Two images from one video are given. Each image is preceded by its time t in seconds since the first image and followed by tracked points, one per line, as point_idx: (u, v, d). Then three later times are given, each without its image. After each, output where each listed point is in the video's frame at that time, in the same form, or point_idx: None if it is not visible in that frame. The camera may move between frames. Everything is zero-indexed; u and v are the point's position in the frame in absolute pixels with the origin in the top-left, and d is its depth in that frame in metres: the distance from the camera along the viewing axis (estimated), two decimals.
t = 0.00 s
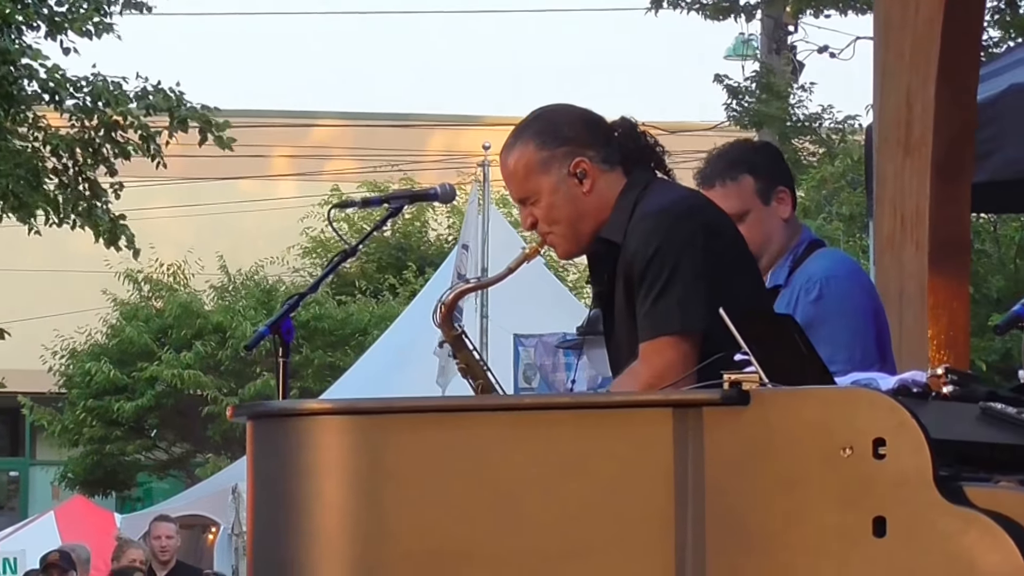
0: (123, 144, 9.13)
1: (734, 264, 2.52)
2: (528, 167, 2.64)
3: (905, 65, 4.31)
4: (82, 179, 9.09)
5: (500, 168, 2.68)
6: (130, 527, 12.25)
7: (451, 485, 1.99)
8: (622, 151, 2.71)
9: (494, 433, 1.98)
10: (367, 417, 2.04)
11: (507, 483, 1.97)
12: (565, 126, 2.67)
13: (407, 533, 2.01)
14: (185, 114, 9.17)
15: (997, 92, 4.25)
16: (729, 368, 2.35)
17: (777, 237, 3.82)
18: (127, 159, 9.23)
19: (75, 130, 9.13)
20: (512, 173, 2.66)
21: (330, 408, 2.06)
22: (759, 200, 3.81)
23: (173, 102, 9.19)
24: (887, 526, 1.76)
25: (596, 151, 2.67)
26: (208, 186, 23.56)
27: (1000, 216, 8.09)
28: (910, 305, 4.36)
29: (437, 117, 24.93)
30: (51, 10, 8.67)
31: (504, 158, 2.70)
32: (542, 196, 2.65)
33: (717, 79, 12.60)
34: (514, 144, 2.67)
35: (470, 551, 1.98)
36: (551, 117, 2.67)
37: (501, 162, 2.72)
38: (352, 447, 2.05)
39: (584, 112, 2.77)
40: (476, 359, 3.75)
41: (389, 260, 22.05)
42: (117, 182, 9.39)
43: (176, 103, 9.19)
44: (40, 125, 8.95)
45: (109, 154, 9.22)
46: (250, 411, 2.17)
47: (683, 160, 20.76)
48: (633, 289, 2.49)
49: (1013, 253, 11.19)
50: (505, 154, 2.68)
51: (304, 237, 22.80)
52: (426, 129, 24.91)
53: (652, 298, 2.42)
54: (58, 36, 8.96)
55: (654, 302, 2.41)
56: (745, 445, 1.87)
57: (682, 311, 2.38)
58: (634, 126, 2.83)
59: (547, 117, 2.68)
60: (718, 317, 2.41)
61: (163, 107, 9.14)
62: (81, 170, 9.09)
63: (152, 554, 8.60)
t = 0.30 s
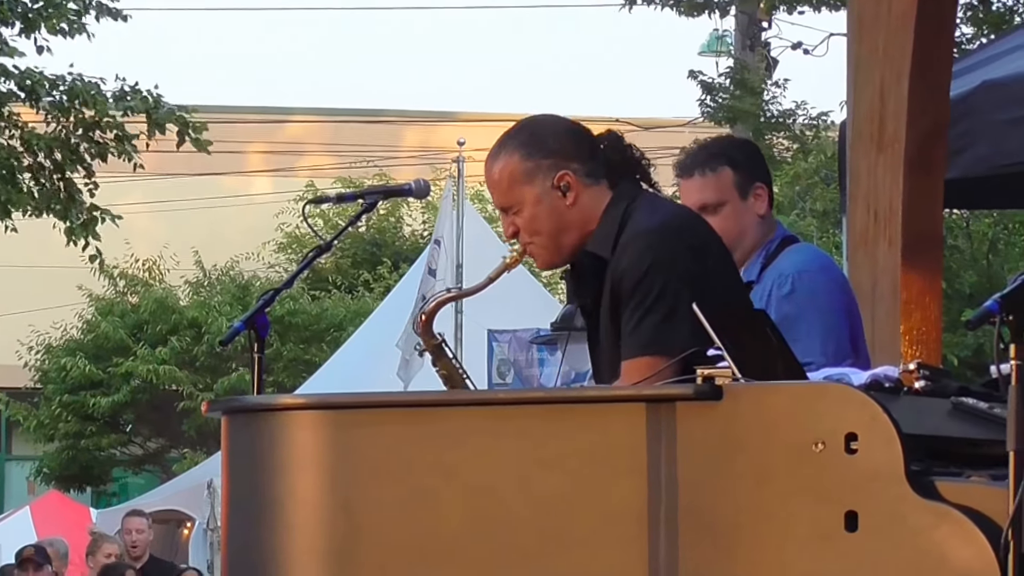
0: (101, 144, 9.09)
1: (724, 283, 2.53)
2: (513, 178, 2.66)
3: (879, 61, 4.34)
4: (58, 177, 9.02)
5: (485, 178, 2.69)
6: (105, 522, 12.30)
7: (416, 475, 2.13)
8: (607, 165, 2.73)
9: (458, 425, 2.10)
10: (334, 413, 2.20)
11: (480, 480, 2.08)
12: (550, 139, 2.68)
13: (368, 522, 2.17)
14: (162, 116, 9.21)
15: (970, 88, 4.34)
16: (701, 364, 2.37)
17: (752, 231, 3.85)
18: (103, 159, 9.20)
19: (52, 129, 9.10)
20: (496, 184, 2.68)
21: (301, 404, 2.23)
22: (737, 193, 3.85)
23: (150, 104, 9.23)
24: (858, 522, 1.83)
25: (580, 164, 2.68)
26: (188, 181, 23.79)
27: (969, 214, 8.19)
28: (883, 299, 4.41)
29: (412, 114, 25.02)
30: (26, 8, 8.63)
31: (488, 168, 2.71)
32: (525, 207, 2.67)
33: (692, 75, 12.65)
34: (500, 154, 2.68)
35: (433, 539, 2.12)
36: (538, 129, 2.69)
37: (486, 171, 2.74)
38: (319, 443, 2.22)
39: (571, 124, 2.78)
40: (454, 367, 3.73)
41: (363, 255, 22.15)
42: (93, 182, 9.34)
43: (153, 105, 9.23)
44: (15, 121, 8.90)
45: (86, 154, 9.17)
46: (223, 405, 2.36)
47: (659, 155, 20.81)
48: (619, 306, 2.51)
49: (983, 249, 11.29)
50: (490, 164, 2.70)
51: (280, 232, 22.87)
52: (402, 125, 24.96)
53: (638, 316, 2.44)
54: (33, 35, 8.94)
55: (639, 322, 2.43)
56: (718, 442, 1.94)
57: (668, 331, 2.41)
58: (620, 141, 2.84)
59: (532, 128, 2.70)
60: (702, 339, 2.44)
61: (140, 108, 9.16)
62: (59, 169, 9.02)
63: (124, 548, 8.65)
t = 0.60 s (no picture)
0: (77, 146, 9.06)
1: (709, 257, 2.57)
2: (498, 139, 2.67)
3: (854, 57, 4.37)
4: (35, 176, 8.95)
5: (469, 139, 2.70)
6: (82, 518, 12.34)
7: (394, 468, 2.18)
8: (592, 127, 2.74)
9: (437, 422, 2.15)
10: (314, 407, 2.24)
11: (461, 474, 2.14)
12: (536, 101, 2.70)
13: (345, 517, 2.21)
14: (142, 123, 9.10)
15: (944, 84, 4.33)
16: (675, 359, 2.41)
17: (733, 220, 3.88)
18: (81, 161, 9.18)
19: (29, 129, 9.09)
20: (481, 144, 2.69)
21: (279, 398, 2.27)
22: (722, 180, 3.90)
23: (129, 109, 9.20)
24: (832, 515, 1.91)
25: (565, 126, 2.69)
26: (168, 177, 24.28)
27: (940, 209, 8.22)
28: (857, 297, 4.43)
29: (389, 109, 25.01)
30: None
31: (473, 128, 2.72)
32: (509, 167, 2.68)
33: (667, 70, 12.64)
34: (486, 115, 2.70)
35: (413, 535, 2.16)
36: (522, 91, 2.71)
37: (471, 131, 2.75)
38: (298, 435, 2.26)
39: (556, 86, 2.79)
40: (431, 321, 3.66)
41: (340, 251, 22.03)
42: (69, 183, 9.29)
43: (133, 111, 9.20)
44: None
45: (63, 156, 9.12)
46: (202, 401, 2.39)
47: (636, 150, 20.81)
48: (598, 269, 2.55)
49: (958, 245, 11.31)
50: (476, 123, 2.71)
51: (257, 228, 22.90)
52: (378, 121, 24.96)
53: (617, 280, 2.48)
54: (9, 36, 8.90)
55: (617, 286, 2.47)
56: (695, 433, 2.02)
57: (647, 297, 2.45)
58: (602, 99, 2.84)
59: (519, 89, 2.71)
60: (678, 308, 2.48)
61: (119, 113, 9.16)
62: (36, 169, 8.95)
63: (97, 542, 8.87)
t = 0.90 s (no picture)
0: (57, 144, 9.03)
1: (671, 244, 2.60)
2: (472, 135, 2.67)
3: (831, 56, 4.41)
4: (14, 173, 8.91)
5: (444, 134, 2.70)
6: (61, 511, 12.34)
7: (376, 464, 2.21)
8: (565, 120, 2.75)
9: (422, 416, 2.19)
10: (295, 401, 2.27)
11: (441, 469, 2.17)
12: (509, 96, 2.71)
13: (325, 513, 2.24)
14: (121, 123, 9.09)
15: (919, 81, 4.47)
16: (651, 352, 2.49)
17: (719, 212, 3.92)
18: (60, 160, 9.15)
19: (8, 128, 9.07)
20: (455, 140, 2.69)
21: (259, 393, 2.29)
22: (711, 173, 3.93)
23: (108, 110, 9.19)
24: (808, 509, 1.98)
25: (539, 121, 2.70)
26: (146, 173, 24.27)
27: (914, 204, 8.30)
28: (834, 293, 4.45)
29: (368, 105, 25.03)
30: None
31: (448, 123, 2.72)
32: (484, 162, 2.68)
33: (644, 66, 12.69)
34: (459, 110, 2.70)
35: (396, 532, 2.19)
36: (495, 86, 2.72)
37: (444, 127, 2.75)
38: (278, 429, 2.28)
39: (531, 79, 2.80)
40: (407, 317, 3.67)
41: (320, 246, 22.04)
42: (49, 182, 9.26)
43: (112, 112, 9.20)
44: None
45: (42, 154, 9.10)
46: (180, 395, 2.41)
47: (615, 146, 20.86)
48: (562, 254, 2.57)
49: (934, 240, 11.37)
50: (449, 119, 2.71)
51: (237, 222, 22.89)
52: (358, 117, 24.98)
53: (580, 263, 2.51)
54: None
55: (581, 269, 2.50)
56: (674, 428, 2.07)
57: (610, 280, 2.48)
58: (575, 95, 2.85)
59: (492, 85, 2.72)
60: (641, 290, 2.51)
61: (98, 115, 9.15)
62: (16, 167, 8.92)
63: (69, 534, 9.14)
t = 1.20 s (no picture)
0: (39, 141, 9.02)
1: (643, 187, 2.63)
2: (456, 90, 2.77)
3: (808, 51, 4.44)
4: None
5: (430, 91, 2.80)
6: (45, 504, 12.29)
7: (353, 454, 2.24)
8: (548, 79, 2.83)
9: (405, 407, 2.22)
10: (277, 395, 2.30)
11: (421, 460, 2.20)
12: (493, 53, 2.80)
13: (304, 504, 2.26)
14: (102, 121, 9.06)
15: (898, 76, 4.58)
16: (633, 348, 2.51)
17: (702, 204, 3.95)
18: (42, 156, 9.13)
19: None
20: (439, 96, 2.79)
21: (241, 387, 2.33)
22: (695, 164, 3.97)
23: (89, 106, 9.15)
24: (785, 503, 2.00)
25: (522, 78, 2.79)
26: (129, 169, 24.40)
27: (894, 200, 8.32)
28: (812, 287, 4.49)
29: (349, 101, 25.01)
30: None
31: (434, 81, 2.82)
32: (468, 118, 2.77)
33: (624, 63, 12.77)
34: (443, 67, 2.79)
35: (376, 521, 2.22)
36: (480, 43, 2.80)
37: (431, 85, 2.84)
38: (260, 423, 2.32)
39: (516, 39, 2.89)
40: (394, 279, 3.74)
41: (302, 241, 22.02)
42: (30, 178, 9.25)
43: (93, 109, 9.17)
44: None
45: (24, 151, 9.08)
46: (162, 389, 2.44)
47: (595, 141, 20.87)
48: (536, 200, 2.61)
49: (911, 236, 11.44)
50: (435, 77, 2.80)
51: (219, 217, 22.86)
52: (340, 113, 24.93)
53: (554, 209, 2.55)
54: None
55: (556, 213, 2.55)
56: (649, 423, 2.10)
57: (582, 222, 2.52)
58: (561, 55, 2.93)
59: (476, 43, 2.81)
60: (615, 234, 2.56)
61: (79, 112, 9.10)
62: None
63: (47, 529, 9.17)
